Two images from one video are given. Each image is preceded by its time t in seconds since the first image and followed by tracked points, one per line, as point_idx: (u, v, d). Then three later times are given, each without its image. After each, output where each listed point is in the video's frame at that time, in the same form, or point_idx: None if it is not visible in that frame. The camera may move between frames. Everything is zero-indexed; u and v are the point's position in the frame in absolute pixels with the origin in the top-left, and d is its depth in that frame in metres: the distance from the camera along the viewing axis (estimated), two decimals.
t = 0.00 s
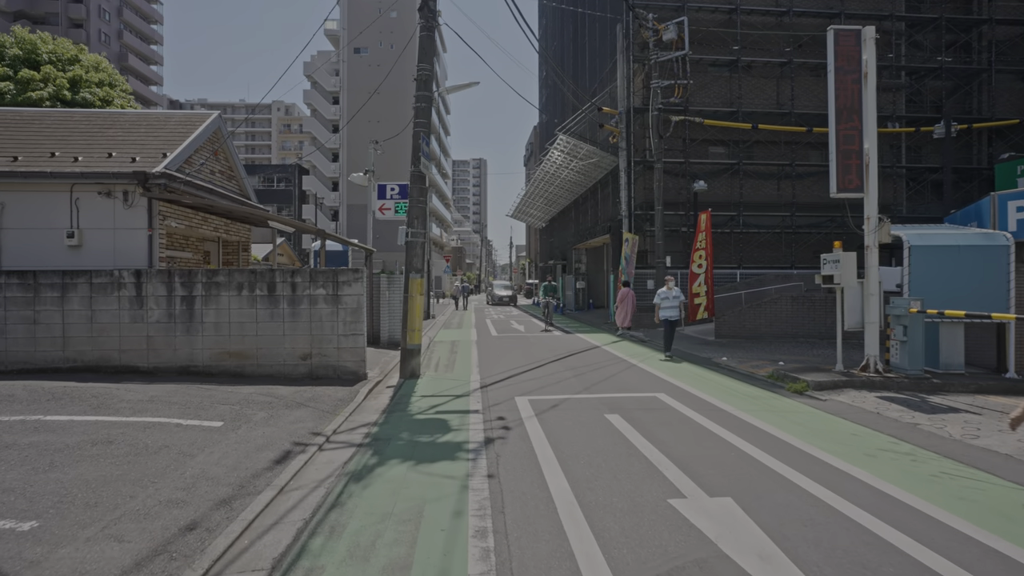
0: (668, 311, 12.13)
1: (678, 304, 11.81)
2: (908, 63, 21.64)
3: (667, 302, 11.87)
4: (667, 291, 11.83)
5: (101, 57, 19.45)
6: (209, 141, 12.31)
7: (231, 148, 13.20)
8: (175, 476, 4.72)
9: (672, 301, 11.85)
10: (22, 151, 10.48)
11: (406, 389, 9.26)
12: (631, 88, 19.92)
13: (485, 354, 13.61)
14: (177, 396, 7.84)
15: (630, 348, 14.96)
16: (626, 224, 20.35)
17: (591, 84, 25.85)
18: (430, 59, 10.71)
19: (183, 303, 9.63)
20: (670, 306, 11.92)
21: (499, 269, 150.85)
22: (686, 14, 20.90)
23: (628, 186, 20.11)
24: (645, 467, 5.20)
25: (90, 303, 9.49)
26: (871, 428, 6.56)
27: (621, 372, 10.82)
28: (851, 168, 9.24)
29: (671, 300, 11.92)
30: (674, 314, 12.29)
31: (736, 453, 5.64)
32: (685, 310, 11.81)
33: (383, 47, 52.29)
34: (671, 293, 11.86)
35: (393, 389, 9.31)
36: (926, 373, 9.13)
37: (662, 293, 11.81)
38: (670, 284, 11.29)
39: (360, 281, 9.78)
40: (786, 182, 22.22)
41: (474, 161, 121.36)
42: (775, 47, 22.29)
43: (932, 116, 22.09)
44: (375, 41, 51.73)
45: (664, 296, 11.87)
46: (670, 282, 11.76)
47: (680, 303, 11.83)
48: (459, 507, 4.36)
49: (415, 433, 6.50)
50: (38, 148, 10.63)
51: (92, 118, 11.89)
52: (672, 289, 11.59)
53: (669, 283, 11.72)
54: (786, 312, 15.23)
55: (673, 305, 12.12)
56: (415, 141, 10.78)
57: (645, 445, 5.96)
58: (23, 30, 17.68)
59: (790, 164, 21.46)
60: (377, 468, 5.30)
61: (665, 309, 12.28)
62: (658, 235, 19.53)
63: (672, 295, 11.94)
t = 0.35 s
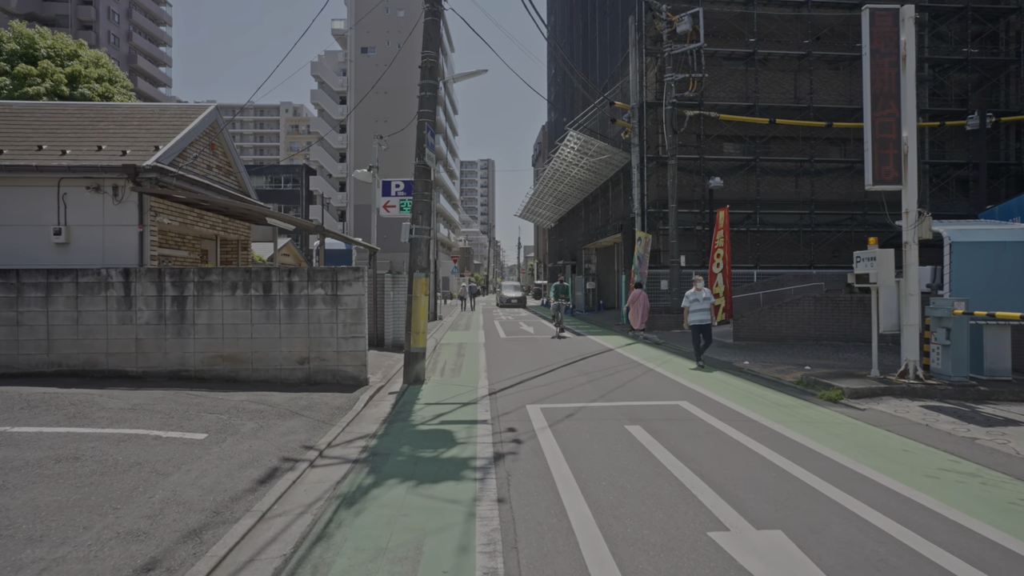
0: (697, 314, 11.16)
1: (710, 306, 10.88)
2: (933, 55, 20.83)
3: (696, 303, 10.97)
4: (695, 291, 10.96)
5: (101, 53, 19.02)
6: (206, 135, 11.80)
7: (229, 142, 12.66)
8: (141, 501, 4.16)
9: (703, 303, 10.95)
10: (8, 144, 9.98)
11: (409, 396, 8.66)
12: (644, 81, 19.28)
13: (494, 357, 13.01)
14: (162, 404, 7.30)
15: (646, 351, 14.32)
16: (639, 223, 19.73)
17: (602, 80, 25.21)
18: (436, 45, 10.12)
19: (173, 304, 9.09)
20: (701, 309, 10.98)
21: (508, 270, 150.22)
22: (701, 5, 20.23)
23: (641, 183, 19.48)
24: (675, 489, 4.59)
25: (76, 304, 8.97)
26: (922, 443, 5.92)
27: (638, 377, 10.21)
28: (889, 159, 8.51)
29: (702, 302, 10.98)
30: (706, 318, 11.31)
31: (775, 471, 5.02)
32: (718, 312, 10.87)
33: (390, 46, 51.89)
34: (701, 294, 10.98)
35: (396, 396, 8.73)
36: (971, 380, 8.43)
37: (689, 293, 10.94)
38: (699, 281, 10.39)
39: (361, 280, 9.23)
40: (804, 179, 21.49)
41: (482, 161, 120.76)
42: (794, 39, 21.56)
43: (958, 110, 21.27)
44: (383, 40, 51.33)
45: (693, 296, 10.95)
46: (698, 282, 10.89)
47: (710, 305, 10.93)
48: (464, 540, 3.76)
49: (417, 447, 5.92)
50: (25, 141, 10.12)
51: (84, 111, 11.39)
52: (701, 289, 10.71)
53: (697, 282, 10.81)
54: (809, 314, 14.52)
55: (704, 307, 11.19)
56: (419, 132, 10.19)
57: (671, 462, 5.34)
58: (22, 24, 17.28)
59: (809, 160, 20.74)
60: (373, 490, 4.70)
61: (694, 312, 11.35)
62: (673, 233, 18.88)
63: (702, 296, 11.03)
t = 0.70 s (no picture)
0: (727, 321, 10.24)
1: (741, 314, 9.95)
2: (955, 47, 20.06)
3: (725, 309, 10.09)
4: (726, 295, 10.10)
5: (98, 49, 18.57)
6: (199, 130, 11.29)
7: (224, 138, 12.14)
8: (97, 539, 3.64)
9: (734, 309, 10.03)
10: None
11: (410, 406, 8.11)
12: (654, 76, 18.70)
13: (500, 362, 12.47)
14: (144, 416, 6.78)
15: (659, 355, 13.75)
16: (649, 222, 19.16)
17: (610, 76, 24.62)
18: (439, 33, 9.56)
19: (160, 307, 8.57)
20: (732, 316, 10.06)
21: (513, 270, 149.78)
22: None
23: (651, 181, 18.91)
24: (708, 524, 4.03)
25: (57, 308, 8.46)
26: (975, 464, 5.33)
27: (652, 386, 9.63)
28: (926, 152, 7.89)
29: (734, 308, 10.07)
30: (735, 328, 10.34)
31: (817, 500, 4.45)
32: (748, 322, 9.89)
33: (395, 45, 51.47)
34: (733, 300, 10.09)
35: (395, 407, 8.18)
36: (1014, 390, 7.82)
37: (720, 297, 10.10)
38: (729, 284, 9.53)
39: (359, 282, 8.70)
40: (819, 176, 20.83)
41: (487, 162, 120.39)
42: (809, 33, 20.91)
43: (980, 105, 20.55)
44: (388, 39, 50.90)
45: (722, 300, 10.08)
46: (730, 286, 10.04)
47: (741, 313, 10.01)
48: None
49: (416, 468, 5.38)
50: (8, 136, 9.63)
51: (72, 106, 10.89)
52: (732, 292, 9.86)
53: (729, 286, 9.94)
54: (829, 317, 13.92)
55: (735, 316, 10.26)
56: (421, 125, 9.60)
57: (699, 486, 4.77)
58: (16, 19, 16.87)
59: (826, 157, 20.07)
60: (364, 522, 4.17)
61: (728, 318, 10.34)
62: (684, 232, 18.32)
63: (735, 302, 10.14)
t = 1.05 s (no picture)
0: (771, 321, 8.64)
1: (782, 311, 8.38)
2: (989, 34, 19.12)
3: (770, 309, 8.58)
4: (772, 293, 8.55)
5: (103, 43, 18.15)
6: (199, 121, 10.79)
7: (225, 130, 11.61)
8: None
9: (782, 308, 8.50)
10: None
11: (418, 414, 7.52)
12: (673, 65, 17.98)
13: (513, 364, 11.86)
14: (129, 425, 6.24)
15: (680, 357, 13.08)
16: (667, 218, 18.46)
17: (626, 68, 23.89)
18: (449, 14, 8.94)
19: (153, 307, 8.04)
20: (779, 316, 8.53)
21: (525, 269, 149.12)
22: None
23: (669, 175, 18.20)
24: (769, 567, 3.39)
25: (43, 307, 7.95)
26: None
27: (677, 392, 8.96)
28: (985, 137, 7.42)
29: (783, 307, 8.57)
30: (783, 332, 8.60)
31: (894, 536, 3.79)
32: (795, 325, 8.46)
33: (405, 42, 50.98)
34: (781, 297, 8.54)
35: (402, 415, 7.57)
36: None
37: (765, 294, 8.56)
38: (776, 284, 7.97)
39: (364, 280, 8.12)
40: (845, 170, 20.02)
41: (498, 160, 119.76)
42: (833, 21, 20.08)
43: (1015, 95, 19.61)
44: (398, 35, 50.43)
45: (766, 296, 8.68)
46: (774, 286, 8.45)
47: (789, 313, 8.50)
48: None
49: (423, 489, 4.76)
50: None
51: (66, 96, 10.39)
52: (780, 289, 8.34)
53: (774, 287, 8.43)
54: (861, 318, 13.19)
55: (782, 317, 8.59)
56: (430, 111, 8.96)
57: (750, 516, 4.13)
58: (17, 10, 16.46)
59: (852, 150, 19.25)
60: (361, 561, 3.56)
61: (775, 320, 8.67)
62: (704, 229, 17.61)
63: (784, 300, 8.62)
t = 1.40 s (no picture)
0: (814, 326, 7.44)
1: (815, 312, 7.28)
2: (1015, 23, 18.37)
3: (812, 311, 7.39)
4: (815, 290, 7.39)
5: (98, 37, 17.78)
6: (189, 112, 10.29)
7: (218, 122, 11.08)
8: None
9: (828, 310, 7.26)
10: None
11: (417, 423, 6.95)
12: (685, 57, 17.33)
13: (520, 367, 11.27)
14: (100, 436, 5.70)
15: (695, 360, 12.44)
16: (679, 216, 17.83)
17: (635, 62, 23.25)
18: None
19: (133, 306, 7.49)
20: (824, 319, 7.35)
21: (531, 271, 148.37)
22: None
23: (680, 171, 17.57)
24: None
25: (17, 307, 7.43)
26: None
27: (695, 398, 8.34)
28: None
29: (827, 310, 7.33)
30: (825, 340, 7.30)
31: None
32: (842, 328, 7.43)
33: (411, 41, 50.53)
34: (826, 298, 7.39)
35: (399, 424, 7.00)
36: None
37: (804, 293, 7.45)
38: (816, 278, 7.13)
39: (359, 278, 7.57)
40: (863, 166, 19.33)
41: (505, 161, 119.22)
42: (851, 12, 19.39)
43: None
44: (404, 34, 49.98)
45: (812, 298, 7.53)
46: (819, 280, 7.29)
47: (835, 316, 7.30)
48: None
49: (417, 514, 4.18)
50: None
51: (50, 85, 9.88)
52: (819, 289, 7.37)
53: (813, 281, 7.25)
54: (885, 319, 12.55)
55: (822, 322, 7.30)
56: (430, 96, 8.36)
57: (797, 552, 3.54)
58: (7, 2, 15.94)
59: (871, 145, 18.56)
60: None
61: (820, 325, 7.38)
62: (718, 227, 16.97)
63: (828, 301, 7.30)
